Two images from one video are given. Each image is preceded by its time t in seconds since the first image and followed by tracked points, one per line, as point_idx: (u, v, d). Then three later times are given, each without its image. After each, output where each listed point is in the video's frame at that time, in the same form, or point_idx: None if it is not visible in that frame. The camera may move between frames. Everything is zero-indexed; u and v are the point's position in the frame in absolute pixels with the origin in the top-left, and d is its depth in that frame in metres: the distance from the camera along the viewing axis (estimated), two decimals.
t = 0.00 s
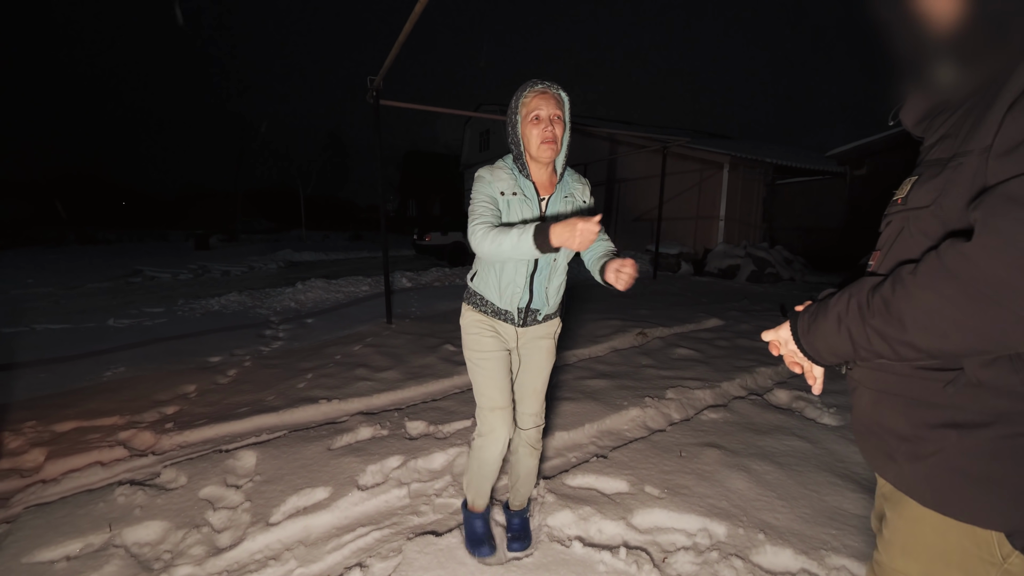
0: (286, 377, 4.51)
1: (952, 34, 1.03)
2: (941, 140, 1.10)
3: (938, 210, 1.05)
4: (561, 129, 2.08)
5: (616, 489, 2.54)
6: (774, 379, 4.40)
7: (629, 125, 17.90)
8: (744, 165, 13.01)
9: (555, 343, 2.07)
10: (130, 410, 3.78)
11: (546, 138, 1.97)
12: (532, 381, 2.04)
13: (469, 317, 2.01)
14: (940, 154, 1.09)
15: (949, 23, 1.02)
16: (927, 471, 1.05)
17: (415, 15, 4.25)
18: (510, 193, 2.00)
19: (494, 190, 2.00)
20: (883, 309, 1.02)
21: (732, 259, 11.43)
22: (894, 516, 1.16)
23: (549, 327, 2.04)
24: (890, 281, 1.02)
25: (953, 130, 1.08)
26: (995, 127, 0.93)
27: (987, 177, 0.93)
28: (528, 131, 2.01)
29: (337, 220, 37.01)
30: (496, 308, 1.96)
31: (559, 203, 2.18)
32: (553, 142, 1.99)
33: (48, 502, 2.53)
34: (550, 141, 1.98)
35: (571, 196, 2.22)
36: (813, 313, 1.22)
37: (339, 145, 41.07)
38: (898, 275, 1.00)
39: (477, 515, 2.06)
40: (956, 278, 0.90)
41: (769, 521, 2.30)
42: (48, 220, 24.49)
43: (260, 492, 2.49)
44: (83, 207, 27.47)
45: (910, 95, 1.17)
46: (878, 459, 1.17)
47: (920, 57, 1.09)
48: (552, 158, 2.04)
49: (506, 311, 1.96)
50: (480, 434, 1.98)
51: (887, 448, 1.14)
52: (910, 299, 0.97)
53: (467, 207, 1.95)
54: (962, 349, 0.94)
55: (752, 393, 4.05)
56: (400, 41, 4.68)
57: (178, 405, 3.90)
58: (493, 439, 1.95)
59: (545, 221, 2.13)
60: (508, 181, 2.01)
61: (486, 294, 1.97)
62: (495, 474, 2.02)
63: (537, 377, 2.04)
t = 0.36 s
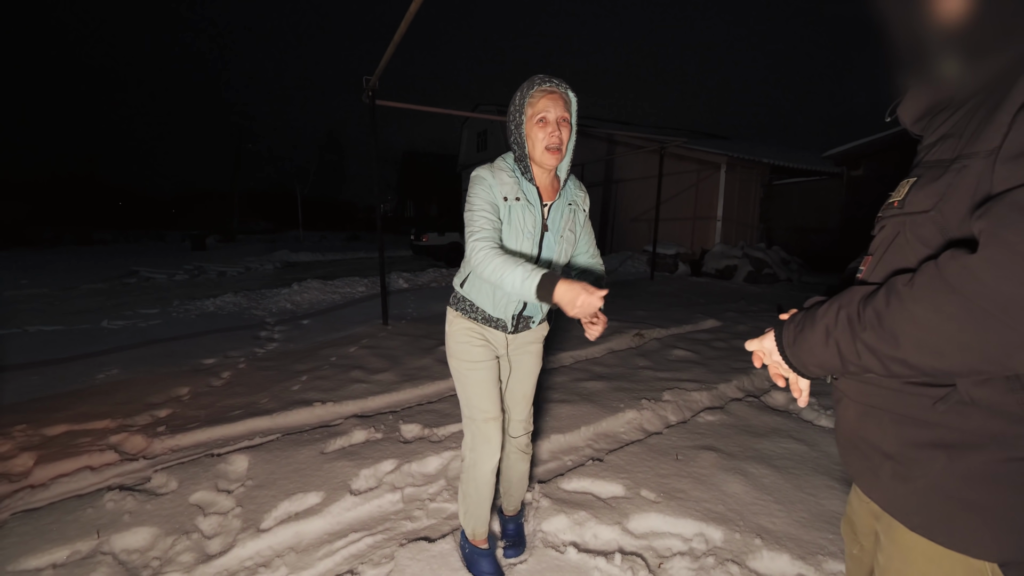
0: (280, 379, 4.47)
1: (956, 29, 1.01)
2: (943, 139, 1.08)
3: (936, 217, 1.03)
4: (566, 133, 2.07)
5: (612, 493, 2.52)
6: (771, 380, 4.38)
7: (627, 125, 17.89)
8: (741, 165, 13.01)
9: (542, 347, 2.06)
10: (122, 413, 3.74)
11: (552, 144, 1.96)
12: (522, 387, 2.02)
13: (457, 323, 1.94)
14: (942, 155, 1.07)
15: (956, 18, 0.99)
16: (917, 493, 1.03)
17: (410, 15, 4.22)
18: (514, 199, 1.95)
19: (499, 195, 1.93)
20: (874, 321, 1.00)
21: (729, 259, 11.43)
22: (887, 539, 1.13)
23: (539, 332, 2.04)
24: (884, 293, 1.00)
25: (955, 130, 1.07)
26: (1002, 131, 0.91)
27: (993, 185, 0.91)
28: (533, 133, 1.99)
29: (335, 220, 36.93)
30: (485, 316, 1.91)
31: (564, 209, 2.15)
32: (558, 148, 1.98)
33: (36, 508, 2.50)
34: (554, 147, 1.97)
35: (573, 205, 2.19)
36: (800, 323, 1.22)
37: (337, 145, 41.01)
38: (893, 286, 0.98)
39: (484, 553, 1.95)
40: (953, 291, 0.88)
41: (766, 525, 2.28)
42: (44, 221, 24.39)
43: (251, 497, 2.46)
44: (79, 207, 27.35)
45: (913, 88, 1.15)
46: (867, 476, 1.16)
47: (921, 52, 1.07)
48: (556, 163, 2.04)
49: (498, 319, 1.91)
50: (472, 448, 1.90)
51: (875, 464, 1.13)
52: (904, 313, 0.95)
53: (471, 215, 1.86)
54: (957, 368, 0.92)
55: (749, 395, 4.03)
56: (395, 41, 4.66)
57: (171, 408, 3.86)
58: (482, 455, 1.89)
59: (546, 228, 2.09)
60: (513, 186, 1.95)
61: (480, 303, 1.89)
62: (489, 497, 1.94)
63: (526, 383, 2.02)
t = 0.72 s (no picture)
0: (277, 380, 4.46)
1: (966, 15, 1.01)
2: (946, 130, 1.09)
3: (932, 212, 1.03)
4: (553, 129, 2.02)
5: (609, 493, 2.52)
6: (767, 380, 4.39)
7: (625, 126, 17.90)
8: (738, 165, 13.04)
9: (546, 355, 2.05)
10: (117, 414, 3.72)
11: (530, 143, 1.93)
12: (525, 391, 2.01)
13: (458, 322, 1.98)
14: (944, 147, 1.07)
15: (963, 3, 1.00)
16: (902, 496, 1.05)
17: (408, 15, 4.22)
18: (497, 198, 1.95)
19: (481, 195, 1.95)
20: (864, 321, 1.00)
21: (726, 260, 11.45)
22: (885, 547, 1.13)
23: (542, 337, 2.03)
24: (875, 292, 1.00)
25: (958, 120, 1.07)
26: (1005, 125, 0.91)
27: (992, 180, 0.91)
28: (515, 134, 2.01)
29: (332, 220, 36.88)
30: (483, 314, 1.96)
31: (554, 207, 2.07)
32: (538, 145, 1.94)
33: (30, 509, 2.48)
34: (531, 146, 1.94)
35: (567, 202, 2.12)
36: (787, 319, 1.21)
37: (334, 146, 40.95)
38: (886, 285, 0.98)
39: (479, 555, 1.94)
40: (946, 291, 0.88)
41: (762, 524, 2.29)
42: (39, 221, 24.29)
43: (247, 498, 2.45)
44: (75, 207, 27.24)
45: (919, 76, 1.15)
46: (854, 477, 1.17)
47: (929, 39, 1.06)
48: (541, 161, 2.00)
49: (496, 318, 1.95)
50: (469, 447, 1.92)
51: (863, 466, 1.13)
52: (896, 313, 0.94)
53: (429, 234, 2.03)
54: (946, 370, 0.92)
55: (746, 395, 4.04)
56: (393, 41, 4.65)
57: (167, 408, 3.85)
58: (484, 454, 1.89)
59: (534, 226, 2.01)
60: (496, 185, 1.97)
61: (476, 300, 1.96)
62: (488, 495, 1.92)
63: (530, 388, 2.01)
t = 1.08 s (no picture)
0: (275, 379, 4.45)
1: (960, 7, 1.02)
2: (939, 128, 1.10)
3: (924, 214, 1.05)
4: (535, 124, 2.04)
5: (608, 491, 2.53)
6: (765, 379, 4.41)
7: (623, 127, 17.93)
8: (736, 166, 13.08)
9: (543, 354, 2.04)
10: (115, 414, 3.71)
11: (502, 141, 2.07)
12: (520, 390, 2.02)
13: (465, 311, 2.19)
14: (938, 147, 1.08)
15: None
16: (906, 502, 1.06)
17: (407, 15, 4.23)
18: (489, 188, 2.22)
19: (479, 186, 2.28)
20: (859, 328, 1.01)
21: (723, 260, 11.48)
22: (893, 553, 1.13)
23: (536, 335, 2.01)
24: (869, 299, 1.01)
25: (951, 118, 1.08)
26: (995, 127, 0.93)
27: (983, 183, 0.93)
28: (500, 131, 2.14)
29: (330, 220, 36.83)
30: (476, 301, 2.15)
31: (538, 198, 2.04)
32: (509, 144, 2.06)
33: (29, 509, 2.48)
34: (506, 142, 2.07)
35: (547, 194, 2.04)
36: (785, 325, 1.22)
37: (332, 146, 40.89)
38: (879, 293, 0.99)
39: (473, 486, 2.24)
40: (936, 298, 0.89)
41: (761, 522, 2.30)
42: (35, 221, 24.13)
43: (246, 497, 2.45)
44: (72, 207, 27.12)
45: (912, 66, 1.16)
46: (859, 480, 1.19)
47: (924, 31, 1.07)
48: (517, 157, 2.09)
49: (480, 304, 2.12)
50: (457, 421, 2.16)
51: (868, 469, 1.14)
52: (889, 321, 0.96)
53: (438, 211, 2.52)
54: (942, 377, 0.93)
55: (744, 394, 4.05)
56: (392, 41, 4.66)
57: (165, 408, 3.84)
58: (467, 428, 2.13)
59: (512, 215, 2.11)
60: (492, 178, 2.24)
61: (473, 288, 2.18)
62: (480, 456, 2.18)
63: (525, 387, 2.02)
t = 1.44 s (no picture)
0: (273, 378, 4.43)
1: None
2: (942, 118, 1.09)
3: (930, 208, 1.05)
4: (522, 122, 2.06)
5: (608, 488, 2.53)
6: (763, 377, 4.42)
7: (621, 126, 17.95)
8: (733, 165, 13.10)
9: (537, 347, 2.04)
10: (112, 413, 3.69)
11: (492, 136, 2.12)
12: (509, 380, 2.08)
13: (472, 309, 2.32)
14: (941, 138, 1.07)
15: None
16: (918, 505, 1.04)
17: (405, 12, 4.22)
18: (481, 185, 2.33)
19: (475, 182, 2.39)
20: (864, 327, 1.01)
21: (721, 259, 11.50)
22: (902, 556, 1.11)
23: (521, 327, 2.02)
24: (873, 298, 1.01)
25: (955, 107, 1.08)
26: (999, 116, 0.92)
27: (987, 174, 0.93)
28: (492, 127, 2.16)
29: (327, 220, 36.75)
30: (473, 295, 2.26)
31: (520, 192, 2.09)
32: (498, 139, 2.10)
33: (25, 508, 2.46)
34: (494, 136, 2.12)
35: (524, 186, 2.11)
36: (791, 321, 1.22)
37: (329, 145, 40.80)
38: (882, 292, 0.99)
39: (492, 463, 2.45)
40: (942, 297, 0.89)
41: (760, 519, 2.30)
42: (30, 221, 23.98)
43: (245, 496, 2.43)
44: (67, 207, 26.98)
45: (912, 55, 1.16)
46: (868, 482, 1.17)
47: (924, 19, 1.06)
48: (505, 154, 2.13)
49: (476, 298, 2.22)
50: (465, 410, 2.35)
51: (878, 471, 1.13)
52: (895, 320, 0.96)
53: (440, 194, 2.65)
54: (953, 376, 0.93)
55: (742, 392, 4.06)
56: (389, 39, 4.64)
57: (162, 407, 3.82)
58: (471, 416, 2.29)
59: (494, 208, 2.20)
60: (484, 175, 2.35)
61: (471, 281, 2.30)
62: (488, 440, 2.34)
63: (513, 377, 2.08)
